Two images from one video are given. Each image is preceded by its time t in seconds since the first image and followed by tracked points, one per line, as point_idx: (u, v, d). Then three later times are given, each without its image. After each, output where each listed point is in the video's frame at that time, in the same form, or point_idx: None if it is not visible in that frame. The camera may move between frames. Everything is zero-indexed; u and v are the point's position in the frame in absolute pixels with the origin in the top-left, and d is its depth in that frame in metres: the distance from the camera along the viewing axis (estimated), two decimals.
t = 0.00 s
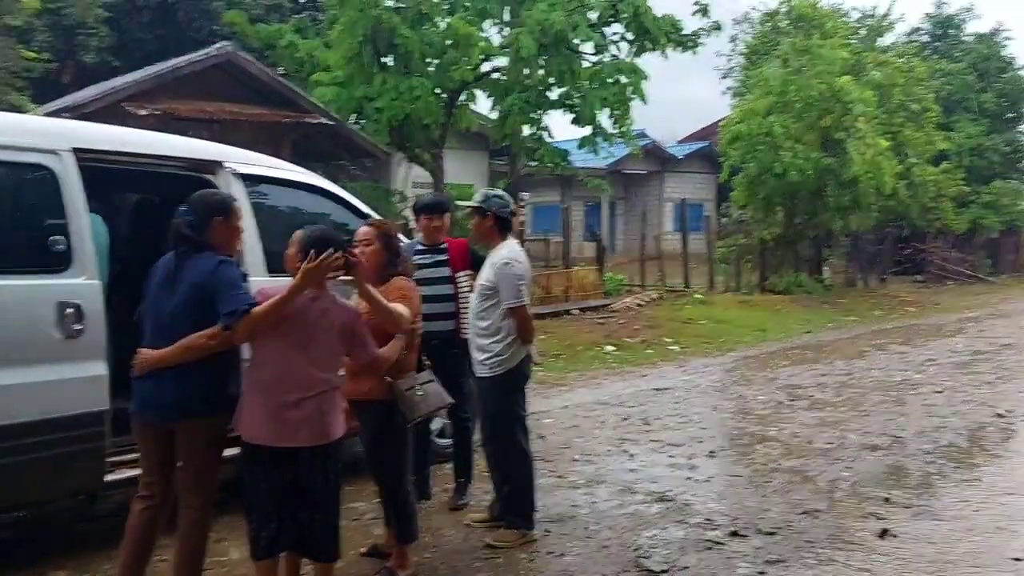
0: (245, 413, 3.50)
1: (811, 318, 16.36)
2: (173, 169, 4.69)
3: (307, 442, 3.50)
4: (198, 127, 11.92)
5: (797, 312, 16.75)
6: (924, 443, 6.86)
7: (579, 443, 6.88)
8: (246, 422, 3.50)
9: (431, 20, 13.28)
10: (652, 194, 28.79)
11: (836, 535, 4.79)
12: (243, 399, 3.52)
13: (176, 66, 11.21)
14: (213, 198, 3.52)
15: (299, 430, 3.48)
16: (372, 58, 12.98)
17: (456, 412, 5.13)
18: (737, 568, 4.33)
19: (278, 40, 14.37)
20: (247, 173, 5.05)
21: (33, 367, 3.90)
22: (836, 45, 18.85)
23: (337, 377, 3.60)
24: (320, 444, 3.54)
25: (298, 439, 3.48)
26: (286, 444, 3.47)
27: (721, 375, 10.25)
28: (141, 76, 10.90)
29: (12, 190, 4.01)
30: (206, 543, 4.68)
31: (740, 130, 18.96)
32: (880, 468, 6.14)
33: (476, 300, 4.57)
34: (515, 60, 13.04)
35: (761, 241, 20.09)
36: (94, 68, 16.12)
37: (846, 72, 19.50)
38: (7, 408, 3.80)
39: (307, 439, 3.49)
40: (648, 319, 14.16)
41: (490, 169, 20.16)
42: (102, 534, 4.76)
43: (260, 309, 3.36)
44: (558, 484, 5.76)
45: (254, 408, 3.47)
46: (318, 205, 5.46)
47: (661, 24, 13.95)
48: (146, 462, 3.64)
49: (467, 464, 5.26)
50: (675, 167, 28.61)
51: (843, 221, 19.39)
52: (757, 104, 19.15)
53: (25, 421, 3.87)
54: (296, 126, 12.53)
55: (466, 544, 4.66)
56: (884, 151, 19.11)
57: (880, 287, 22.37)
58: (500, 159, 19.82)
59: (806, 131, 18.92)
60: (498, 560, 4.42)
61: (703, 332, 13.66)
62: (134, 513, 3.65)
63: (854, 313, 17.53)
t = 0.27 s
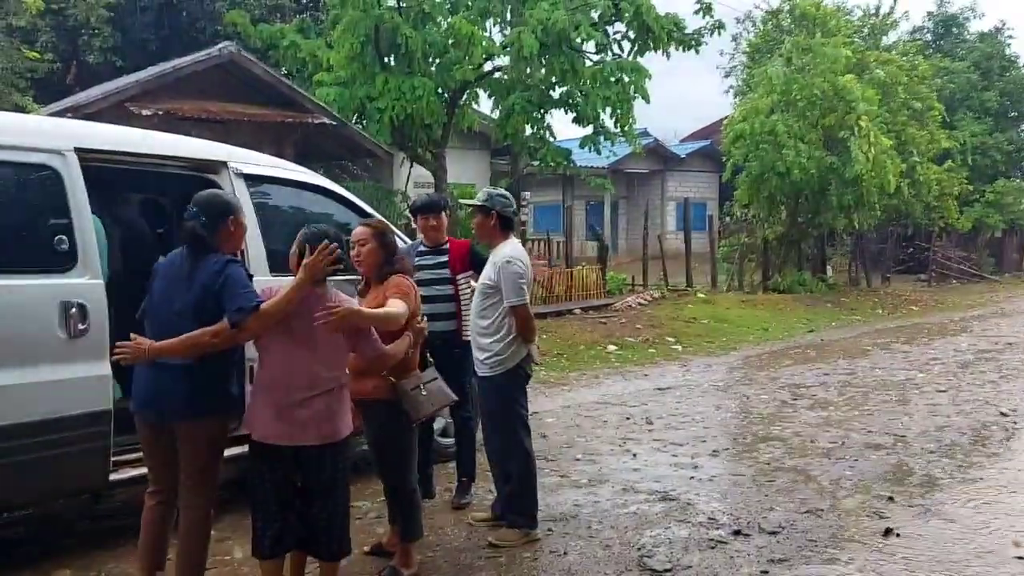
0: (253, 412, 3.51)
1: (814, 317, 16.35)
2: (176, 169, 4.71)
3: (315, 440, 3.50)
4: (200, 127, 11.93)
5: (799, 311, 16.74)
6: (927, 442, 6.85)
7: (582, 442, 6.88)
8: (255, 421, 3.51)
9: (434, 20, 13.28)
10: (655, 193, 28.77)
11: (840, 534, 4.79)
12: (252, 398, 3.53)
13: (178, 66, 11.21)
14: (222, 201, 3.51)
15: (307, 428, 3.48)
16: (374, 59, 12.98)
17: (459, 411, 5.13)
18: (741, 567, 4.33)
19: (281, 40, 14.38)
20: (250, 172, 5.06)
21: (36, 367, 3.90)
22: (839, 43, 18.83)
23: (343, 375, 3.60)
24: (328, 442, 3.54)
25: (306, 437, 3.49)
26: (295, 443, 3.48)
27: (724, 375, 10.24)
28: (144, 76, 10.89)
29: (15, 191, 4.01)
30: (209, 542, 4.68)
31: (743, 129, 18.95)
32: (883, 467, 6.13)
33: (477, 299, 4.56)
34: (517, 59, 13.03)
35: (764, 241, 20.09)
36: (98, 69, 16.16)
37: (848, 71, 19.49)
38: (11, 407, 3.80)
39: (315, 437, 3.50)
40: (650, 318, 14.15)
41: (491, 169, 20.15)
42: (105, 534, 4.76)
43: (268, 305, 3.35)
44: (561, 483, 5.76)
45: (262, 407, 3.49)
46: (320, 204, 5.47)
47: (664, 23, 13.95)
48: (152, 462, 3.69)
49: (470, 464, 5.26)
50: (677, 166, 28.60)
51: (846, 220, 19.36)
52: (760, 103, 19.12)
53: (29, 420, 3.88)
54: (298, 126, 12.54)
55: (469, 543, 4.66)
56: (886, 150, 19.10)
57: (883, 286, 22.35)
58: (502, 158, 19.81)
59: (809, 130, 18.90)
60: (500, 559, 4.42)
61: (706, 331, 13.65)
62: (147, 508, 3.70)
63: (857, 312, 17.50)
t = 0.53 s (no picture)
0: (269, 410, 3.52)
1: (830, 316, 16.26)
2: (190, 169, 4.74)
3: (331, 436, 3.51)
4: (215, 127, 11.98)
5: (815, 310, 16.64)
6: (944, 440, 6.80)
7: (596, 441, 6.87)
8: (271, 419, 3.52)
9: (446, 19, 13.30)
10: (669, 192, 28.68)
11: (855, 533, 4.75)
12: (267, 396, 3.54)
13: (192, 67, 11.27)
14: (230, 199, 3.55)
15: (323, 425, 3.49)
16: (388, 58, 13.01)
17: (473, 409, 5.14)
18: (755, 565, 4.31)
19: (295, 41, 14.45)
20: (264, 172, 5.08)
21: (53, 365, 3.93)
22: (854, 40, 18.72)
23: (356, 372, 3.61)
24: (343, 439, 3.55)
25: (323, 434, 3.50)
26: (312, 440, 3.50)
27: (739, 374, 10.19)
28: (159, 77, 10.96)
29: (32, 191, 4.05)
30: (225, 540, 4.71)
31: (757, 127, 18.86)
32: (899, 466, 6.09)
33: (490, 297, 4.56)
34: (530, 58, 13.02)
35: (779, 240, 19.99)
36: (114, 71, 16.28)
37: (864, 68, 19.35)
38: (29, 406, 3.84)
39: (332, 434, 3.51)
40: (665, 317, 14.09)
41: (505, 168, 20.15)
42: (121, 531, 4.79)
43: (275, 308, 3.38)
44: (574, 482, 5.75)
45: (278, 405, 3.50)
46: (334, 204, 5.49)
47: (677, 20, 13.90)
48: (167, 463, 3.72)
49: (484, 462, 5.27)
50: (691, 164, 28.50)
51: (862, 218, 19.23)
52: (775, 101, 19.02)
53: (47, 419, 3.92)
54: (312, 127, 12.58)
55: (482, 541, 4.66)
56: (903, 147, 18.96)
57: (900, 284, 22.17)
58: (516, 158, 19.81)
59: (824, 127, 18.80)
60: (514, 557, 4.42)
61: (721, 331, 13.58)
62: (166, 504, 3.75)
63: (874, 310, 17.39)
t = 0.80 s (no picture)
0: (295, 410, 3.59)
1: (863, 315, 16.09)
2: (224, 175, 4.83)
3: (357, 435, 3.57)
4: (247, 133, 12.14)
5: (847, 310, 16.47)
6: (979, 442, 6.72)
7: (625, 443, 6.87)
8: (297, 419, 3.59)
9: (475, 21, 13.38)
10: (699, 191, 28.52)
11: (888, 535, 4.72)
12: (293, 396, 3.61)
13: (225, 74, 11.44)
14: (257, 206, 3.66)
15: (349, 423, 3.55)
16: (417, 62, 13.10)
17: (503, 411, 5.18)
18: (786, 567, 4.30)
19: (325, 46, 14.60)
20: (297, 177, 5.17)
21: (93, 368, 4.04)
22: (887, 36, 18.52)
23: (380, 372, 3.66)
24: (369, 437, 3.61)
25: (349, 433, 3.56)
26: (338, 439, 3.56)
27: (770, 374, 10.12)
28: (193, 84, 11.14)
29: (71, 199, 4.15)
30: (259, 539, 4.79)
31: (788, 125, 18.71)
32: (933, 468, 6.02)
33: (518, 299, 4.59)
34: (558, 59, 13.05)
35: (811, 239, 19.80)
36: (150, 78, 16.57)
37: (897, 64, 19.12)
38: (69, 408, 3.94)
39: (357, 432, 3.57)
40: (695, 318, 14.04)
41: (533, 169, 20.19)
42: (159, 530, 4.90)
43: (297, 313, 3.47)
44: (603, 483, 5.77)
45: (304, 405, 3.56)
46: (366, 207, 5.57)
47: (706, 20, 13.85)
48: (200, 466, 3.80)
49: (514, 463, 5.30)
50: (721, 163, 28.34)
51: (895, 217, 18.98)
52: (806, 99, 18.85)
53: (87, 420, 4.02)
54: (342, 131, 12.71)
55: (512, 541, 4.70)
56: (936, 144, 18.72)
57: (934, 283, 21.86)
58: (544, 159, 19.84)
59: (856, 125, 18.61)
60: (544, 558, 4.45)
61: (751, 331, 13.50)
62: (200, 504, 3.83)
63: (908, 310, 17.17)
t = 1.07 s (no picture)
0: (312, 409, 3.61)
1: (890, 318, 15.93)
2: (251, 178, 4.88)
3: (374, 435, 3.59)
4: (272, 136, 12.25)
5: (874, 313, 16.31)
6: (1008, 446, 6.63)
7: (649, 445, 6.85)
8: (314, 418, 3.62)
9: (498, 25, 13.42)
10: (723, 193, 28.36)
11: (915, 539, 4.67)
12: (310, 396, 3.63)
13: (251, 79, 11.54)
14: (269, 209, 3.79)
15: (366, 423, 3.57)
16: (440, 65, 13.15)
17: (526, 413, 5.18)
18: (811, 571, 4.27)
19: (350, 51, 14.69)
20: (321, 179, 5.21)
21: (123, 369, 4.09)
22: (914, 36, 18.33)
23: (397, 371, 3.67)
24: (386, 436, 3.62)
25: (366, 433, 3.58)
26: (354, 439, 3.58)
27: (795, 378, 10.05)
28: (219, 89, 11.26)
29: (101, 202, 4.21)
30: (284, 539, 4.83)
31: (813, 127, 18.55)
32: (962, 472, 5.95)
33: (540, 300, 4.60)
34: (581, 62, 13.05)
35: (837, 240, 19.62)
36: (176, 82, 16.75)
37: (924, 65, 18.91)
38: (99, 408, 4.00)
39: (374, 432, 3.59)
40: (719, 320, 13.97)
41: (556, 172, 20.19)
42: (187, 530, 4.95)
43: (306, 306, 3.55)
44: (627, 486, 5.76)
45: (321, 404, 3.58)
46: (388, 209, 5.60)
47: (730, 21, 13.79)
48: (224, 465, 3.86)
49: (537, 465, 5.31)
50: (746, 165, 28.17)
51: (923, 219, 18.75)
52: (832, 100, 18.70)
53: (117, 420, 4.07)
54: (367, 134, 12.78)
55: (535, 543, 4.70)
56: (964, 145, 18.50)
57: (963, 286, 21.59)
58: (567, 161, 19.83)
59: (883, 126, 18.42)
60: (567, 560, 4.45)
61: (776, 334, 13.41)
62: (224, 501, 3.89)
63: (936, 313, 16.98)
